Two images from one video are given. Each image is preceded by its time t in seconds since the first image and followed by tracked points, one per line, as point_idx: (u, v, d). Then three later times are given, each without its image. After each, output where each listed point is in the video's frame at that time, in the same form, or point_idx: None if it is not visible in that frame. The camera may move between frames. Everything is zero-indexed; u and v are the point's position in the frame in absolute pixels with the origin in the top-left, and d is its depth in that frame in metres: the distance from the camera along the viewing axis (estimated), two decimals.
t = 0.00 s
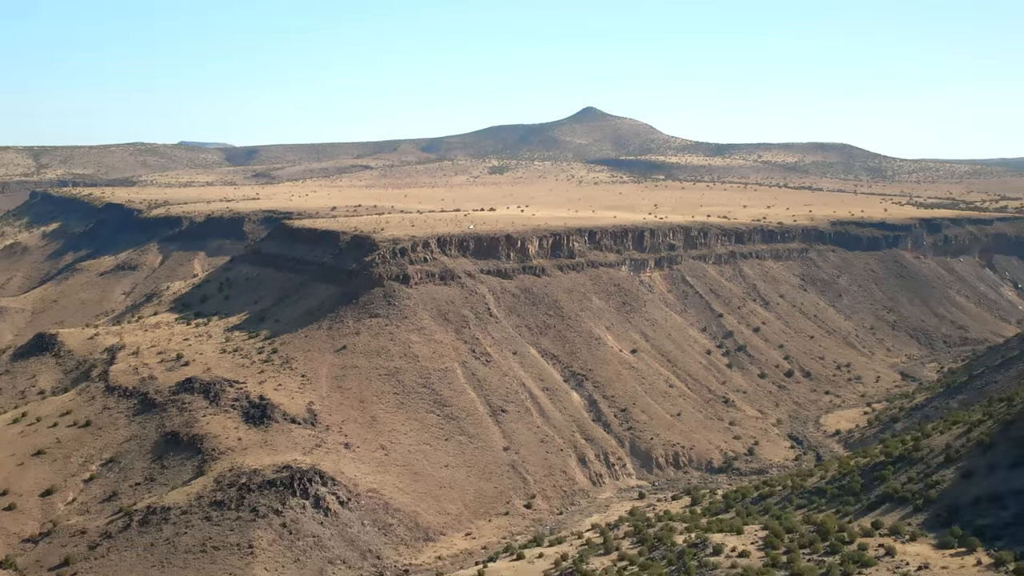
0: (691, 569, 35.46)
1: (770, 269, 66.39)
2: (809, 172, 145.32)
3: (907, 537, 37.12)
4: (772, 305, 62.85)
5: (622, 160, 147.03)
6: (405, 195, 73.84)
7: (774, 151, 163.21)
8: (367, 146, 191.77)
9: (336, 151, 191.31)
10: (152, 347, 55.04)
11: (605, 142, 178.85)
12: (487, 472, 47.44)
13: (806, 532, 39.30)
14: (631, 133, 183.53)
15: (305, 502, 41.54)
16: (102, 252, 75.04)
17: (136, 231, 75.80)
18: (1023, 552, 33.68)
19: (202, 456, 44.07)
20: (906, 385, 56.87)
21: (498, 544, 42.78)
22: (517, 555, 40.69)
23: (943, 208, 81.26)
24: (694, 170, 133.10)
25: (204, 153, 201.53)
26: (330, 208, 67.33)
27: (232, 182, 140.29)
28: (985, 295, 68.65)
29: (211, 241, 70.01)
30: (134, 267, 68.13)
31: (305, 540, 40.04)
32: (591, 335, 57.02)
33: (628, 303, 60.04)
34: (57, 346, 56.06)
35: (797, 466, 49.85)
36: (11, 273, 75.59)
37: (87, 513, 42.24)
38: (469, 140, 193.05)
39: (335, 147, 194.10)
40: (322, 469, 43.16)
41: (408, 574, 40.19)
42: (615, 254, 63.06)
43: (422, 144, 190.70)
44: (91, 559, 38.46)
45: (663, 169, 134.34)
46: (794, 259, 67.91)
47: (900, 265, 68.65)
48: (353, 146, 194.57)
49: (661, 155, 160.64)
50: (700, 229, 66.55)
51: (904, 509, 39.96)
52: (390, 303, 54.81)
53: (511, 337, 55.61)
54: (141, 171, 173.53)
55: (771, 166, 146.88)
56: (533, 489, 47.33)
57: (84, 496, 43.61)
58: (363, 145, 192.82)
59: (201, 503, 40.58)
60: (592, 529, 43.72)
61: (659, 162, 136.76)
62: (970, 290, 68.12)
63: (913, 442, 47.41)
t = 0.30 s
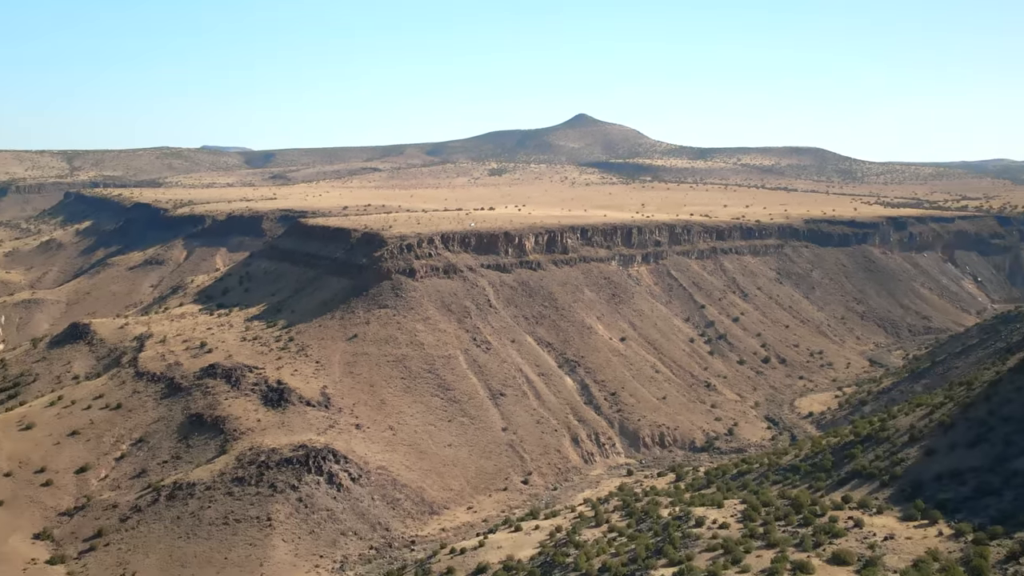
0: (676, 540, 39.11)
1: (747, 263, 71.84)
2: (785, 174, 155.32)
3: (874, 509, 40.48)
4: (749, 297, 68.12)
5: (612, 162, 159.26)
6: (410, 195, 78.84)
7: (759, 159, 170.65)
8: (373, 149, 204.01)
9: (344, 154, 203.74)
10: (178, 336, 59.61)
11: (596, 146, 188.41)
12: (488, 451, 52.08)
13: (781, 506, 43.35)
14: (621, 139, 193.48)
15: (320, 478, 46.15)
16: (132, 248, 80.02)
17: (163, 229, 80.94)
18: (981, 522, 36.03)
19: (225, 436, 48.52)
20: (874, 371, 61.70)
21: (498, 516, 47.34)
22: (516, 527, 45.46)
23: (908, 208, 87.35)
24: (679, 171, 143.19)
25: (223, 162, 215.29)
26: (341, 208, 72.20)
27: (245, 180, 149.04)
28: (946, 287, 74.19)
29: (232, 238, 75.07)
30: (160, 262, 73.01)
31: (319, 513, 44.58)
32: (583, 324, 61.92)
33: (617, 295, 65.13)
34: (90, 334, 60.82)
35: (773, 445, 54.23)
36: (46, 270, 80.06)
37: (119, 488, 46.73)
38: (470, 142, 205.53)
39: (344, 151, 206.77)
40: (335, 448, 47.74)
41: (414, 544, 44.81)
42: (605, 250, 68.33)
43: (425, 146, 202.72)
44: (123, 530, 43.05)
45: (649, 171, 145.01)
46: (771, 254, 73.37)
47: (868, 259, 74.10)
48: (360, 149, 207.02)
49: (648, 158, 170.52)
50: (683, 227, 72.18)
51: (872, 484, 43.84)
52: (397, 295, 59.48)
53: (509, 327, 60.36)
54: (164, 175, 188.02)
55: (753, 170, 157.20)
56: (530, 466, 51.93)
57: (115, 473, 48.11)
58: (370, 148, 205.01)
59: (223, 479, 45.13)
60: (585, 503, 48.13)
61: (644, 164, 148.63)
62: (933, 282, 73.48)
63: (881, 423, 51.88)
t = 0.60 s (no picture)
0: (663, 514, 42.61)
1: (729, 259, 77.29)
2: (764, 178, 165.30)
3: (845, 487, 44.17)
4: (731, 290, 73.46)
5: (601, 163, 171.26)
6: (415, 195, 83.82)
7: (743, 167, 177.89)
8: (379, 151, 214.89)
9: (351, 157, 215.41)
10: (199, 326, 64.18)
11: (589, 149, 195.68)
12: (488, 433, 56.67)
13: (760, 483, 47.48)
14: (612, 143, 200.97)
15: (333, 457, 50.54)
16: (156, 244, 85.21)
17: (187, 228, 86.25)
18: (945, 498, 39.33)
19: (244, 419, 52.94)
20: (846, 359, 66.48)
21: (497, 493, 51.88)
22: (514, 503, 49.95)
23: (880, 207, 93.84)
24: (665, 174, 152.40)
25: (240, 163, 230.08)
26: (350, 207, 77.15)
27: (263, 184, 157.67)
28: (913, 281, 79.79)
29: (250, 235, 80.25)
30: (184, 258, 78.07)
31: (332, 490, 48.99)
32: (577, 315, 66.90)
33: (608, 288, 70.27)
34: (119, 324, 65.60)
35: (753, 427, 58.76)
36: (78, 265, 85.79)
37: (146, 466, 51.10)
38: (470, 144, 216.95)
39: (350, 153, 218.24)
40: (347, 430, 52.33)
41: (420, 518, 49.18)
42: (596, 247, 73.62)
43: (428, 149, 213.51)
44: (150, 505, 47.24)
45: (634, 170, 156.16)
46: (750, 250, 79.02)
47: (841, 254, 79.65)
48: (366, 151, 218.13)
49: (638, 161, 178.28)
50: (670, 225, 77.84)
51: (843, 463, 47.80)
52: (404, 288, 64.18)
53: (508, 318, 65.16)
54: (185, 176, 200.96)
55: (732, 176, 166.58)
56: (527, 447, 56.49)
57: (143, 453, 52.51)
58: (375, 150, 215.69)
59: (243, 459, 49.51)
60: (578, 481, 52.48)
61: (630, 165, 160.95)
62: (901, 277, 78.95)
63: (852, 407, 56.32)
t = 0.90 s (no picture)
0: (651, 493, 46.72)
1: (712, 254, 83.78)
2: (746, 179, 174.46)
3: (820, 466, 48.32)
4: (715, 284, 79.62)
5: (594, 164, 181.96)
6: (418, 195, 88.81)
7: (726, 173, 184.39)
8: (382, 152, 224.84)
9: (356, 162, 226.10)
10: (219, 318, 68.79)
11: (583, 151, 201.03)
12: (488, 417, 61.27)
13: (742, 463, 51.98)
14: (604, 145, 206.50)
15: (344, 440, 54.99)
16: (178, 241, 91.35)
17: (206, 225, 92.20)
18: (914, 476, 42.90)
19: (260, 404, 57.18)
20: (822, 348, 71.48)
21: (496, 473, 56.40)
22: (512, 482, 54.50)
23: (852, 207, 102.11)
24: (653, 176, 160.39)
25: (257, 168, 240.62)
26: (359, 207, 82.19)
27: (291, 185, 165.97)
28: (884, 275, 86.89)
29: (265, 232, 85.89)
30: (204, 254, 83.79)
31: (343, 470, 53.37)
32: (571, 307, 72.01)
33: (601, 283, 75.70)
34: (144, 315, 70.31)
35: (735, 411, 63.38)
36: (105, 260, 92.30)
37: (169, 448, 55.48)
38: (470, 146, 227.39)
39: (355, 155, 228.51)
40: (356, 414, 56.70)
41: (425, 496, 53.66)
42: (588, 244, 79.10)
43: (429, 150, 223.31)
44: (173, 484, 51.49)
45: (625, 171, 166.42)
46: (733, 246, 85.64)
47: (817, 251, 86.59)
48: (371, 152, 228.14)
49: (627, 163, 183.84)
50: (659, 223, 83.85)
51: (819, 444, 52.09)
52: (410, 283, 69.03)
53: (507, 310, 70.07)
54: (205, 180, 209.54)
55: (714, 177, 172.24)
56: (524, 430, 61.07)
57: (167, 435, 56.92)
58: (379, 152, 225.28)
59: (260, 441, 53.70)
60: (571, 461, 56.88)
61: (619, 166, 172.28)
62: (873, 271, 85.87)
63: (826, 393, 60.79)
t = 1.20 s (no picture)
0: (641, 474, 49.77)
1: (699, 251, 89.94)
2: (731, 180, 182.34)
3: (800, 450, 50.75)
4: (701, 279, 85.50)
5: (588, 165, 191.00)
6: (420, 194, 93.82)
7: (713, 175, 189.82)
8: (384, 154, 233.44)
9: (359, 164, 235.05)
10: (235, 311, 73.14)
11: (577, 154, 206.29)
12: (488, 404, 65.49)
13: (726, 447, 54.93)
14: (597, 148, 211.84)
15: (354, 425, 58.86)
16: (196, 238, 97.66)
17: (222, 223, 98.80)
18: (887, 458, 45.20)
19: (274, 392, 61.10)
20: (802, 340, 76.56)
21: (496, 456, 60.40)
22: (511, 464, 58.33)
23: (831, 207, 109.43)
24: (643, 176, 167.39)
25: (272, 169, 246.08)
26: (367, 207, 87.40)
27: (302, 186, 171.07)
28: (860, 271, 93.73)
29: (279, 231, 91.55)
30: (221, 250, 89.43)
31: (352, 453, 57.17)
32: (566, 301, 76.84)
33: (594, 278, 81.04)
34: (165, 308, 74.84)
35: (720, 398, 67.60)
36: (128, 255, 99.06)
37: (188, 432, 59.35)
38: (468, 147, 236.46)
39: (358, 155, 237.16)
40: (364, 401, 60.54)
41: (429, 478, 57.61)
42: (581, 241, 84.57)
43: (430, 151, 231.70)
44: (192, 466, 55.18)
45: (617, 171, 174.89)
46: (718, 243, 92.00)
47: (798, 248, 93.10)
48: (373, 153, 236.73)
49: (618, 166, 188.50)
50: (648, 222, 89.94)
51: (798, 429, 54.91)
52: (414, 277, 73.53)
53: (506, 304, 74.71)
54: (222, 180, 214.94)
55: (701, 178, 177.31)
56: (522, 416, 65.17)
57: (186, 420, 60.88)
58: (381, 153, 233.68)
59: (274, 426, 57.59)
60: (566, 444, 60.93)
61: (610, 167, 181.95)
62: (850, 267, 92.64)
63: (806, 380, 64.72)
